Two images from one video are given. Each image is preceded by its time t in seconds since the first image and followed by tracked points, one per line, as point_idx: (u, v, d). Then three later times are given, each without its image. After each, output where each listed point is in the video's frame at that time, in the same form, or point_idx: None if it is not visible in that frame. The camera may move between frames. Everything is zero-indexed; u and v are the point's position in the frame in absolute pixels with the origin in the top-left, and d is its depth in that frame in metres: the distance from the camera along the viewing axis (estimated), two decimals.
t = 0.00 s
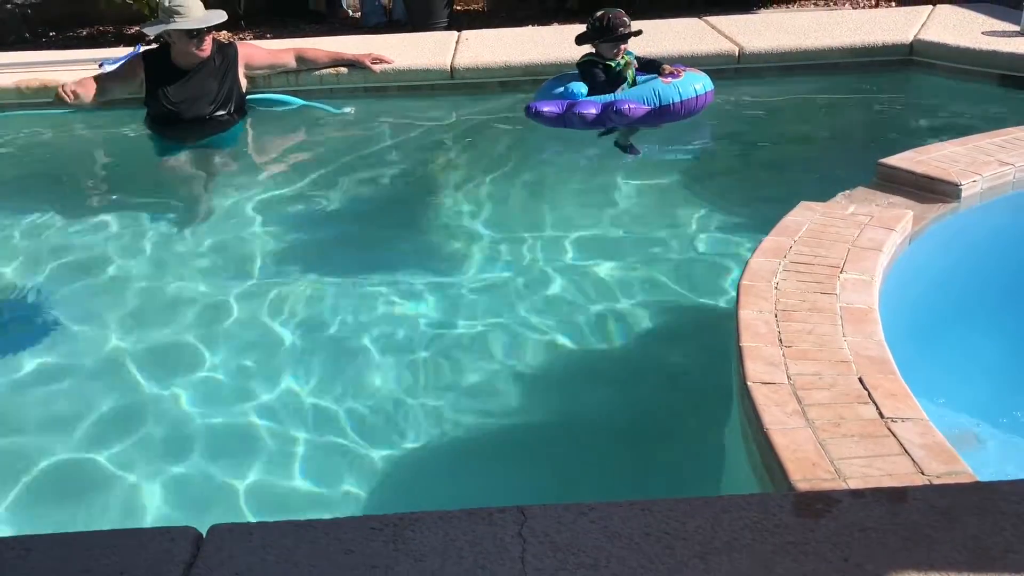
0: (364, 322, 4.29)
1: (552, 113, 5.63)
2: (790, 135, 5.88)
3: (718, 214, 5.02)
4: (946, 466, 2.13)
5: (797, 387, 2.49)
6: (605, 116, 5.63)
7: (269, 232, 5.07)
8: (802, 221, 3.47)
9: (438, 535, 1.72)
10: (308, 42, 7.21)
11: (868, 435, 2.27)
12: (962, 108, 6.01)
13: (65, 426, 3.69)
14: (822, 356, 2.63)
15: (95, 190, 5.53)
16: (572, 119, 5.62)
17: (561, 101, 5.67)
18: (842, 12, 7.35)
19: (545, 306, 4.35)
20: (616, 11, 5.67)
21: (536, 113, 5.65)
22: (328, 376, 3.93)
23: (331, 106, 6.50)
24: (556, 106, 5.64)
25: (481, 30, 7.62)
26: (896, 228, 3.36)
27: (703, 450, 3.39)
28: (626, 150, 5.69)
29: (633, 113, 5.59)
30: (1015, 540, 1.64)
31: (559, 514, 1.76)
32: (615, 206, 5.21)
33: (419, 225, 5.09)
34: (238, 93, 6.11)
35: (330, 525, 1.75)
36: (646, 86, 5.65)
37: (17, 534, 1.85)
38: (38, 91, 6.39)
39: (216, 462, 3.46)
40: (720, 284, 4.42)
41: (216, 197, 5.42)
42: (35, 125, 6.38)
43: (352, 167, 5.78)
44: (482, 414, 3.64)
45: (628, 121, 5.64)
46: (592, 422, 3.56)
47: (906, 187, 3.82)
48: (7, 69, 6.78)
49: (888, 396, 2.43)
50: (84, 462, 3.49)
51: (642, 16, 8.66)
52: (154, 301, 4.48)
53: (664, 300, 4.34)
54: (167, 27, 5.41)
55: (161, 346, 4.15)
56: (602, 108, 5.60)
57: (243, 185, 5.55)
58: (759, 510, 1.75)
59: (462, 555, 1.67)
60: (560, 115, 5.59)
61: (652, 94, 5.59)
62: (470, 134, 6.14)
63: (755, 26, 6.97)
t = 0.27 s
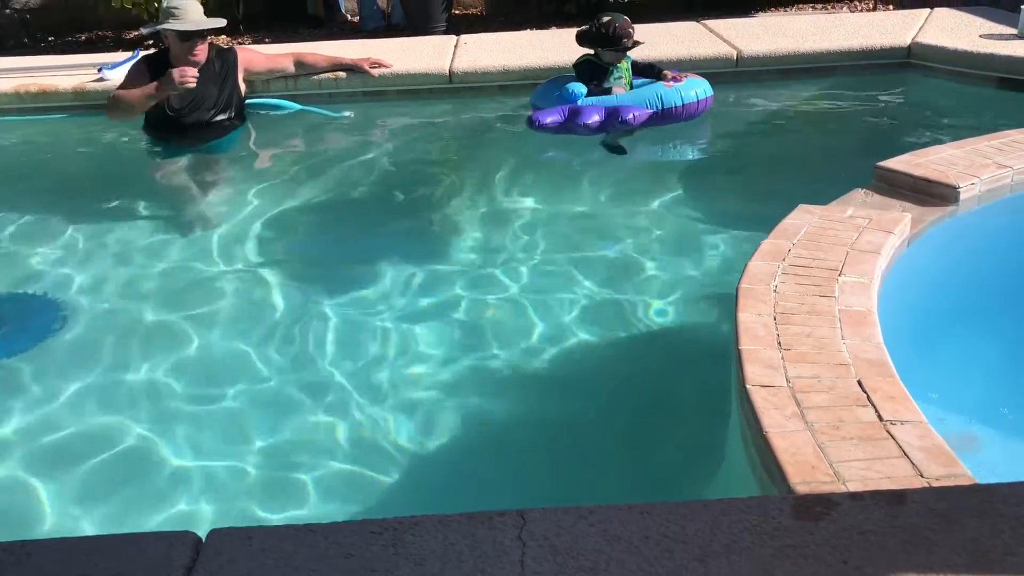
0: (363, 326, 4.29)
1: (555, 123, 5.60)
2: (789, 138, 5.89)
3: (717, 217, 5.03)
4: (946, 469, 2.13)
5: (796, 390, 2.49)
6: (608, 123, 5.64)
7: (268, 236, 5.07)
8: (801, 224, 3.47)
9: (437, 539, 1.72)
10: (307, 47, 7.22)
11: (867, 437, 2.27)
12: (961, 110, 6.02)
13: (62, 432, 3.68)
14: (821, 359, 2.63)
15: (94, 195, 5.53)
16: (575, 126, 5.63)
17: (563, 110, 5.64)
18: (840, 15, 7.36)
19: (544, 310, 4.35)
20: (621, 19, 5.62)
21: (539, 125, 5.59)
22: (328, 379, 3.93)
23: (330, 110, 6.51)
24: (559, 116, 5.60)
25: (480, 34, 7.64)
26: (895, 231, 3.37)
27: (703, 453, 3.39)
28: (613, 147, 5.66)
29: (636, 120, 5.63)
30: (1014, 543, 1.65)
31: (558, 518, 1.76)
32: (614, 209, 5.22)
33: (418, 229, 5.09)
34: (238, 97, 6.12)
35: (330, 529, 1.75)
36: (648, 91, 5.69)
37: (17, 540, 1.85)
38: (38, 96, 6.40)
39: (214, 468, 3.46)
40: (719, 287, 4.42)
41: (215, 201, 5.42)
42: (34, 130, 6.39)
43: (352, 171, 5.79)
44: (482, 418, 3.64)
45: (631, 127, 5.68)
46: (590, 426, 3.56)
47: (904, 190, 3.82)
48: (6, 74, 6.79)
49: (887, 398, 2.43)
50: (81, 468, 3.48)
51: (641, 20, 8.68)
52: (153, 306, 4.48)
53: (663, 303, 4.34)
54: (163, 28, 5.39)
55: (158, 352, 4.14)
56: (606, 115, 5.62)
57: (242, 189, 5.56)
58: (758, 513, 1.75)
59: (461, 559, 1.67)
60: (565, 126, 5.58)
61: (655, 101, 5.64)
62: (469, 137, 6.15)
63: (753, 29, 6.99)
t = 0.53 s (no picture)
0: (362, 330, 4.28)
1: (549, 122, 5.60)
2: (787, 141, 5.89)
3: (715, 220, 5.03)
4: (944, 471, 2.13)
5: (795, 393, 2.49)
6: (602, 125, 5.62)
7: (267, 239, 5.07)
8: (798, 227, 3.48)
9: (436, 543, 1.72)
10: (306, 50, 7.23)
11: (866, 440, 2.27)
12: (958, 114, 6.02)
13: (58, 438, 3.66)
14: (819, 361, 2.63)
15: (93, 199, 5.54)
16: (569, 128, 5.61)
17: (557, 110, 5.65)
18: (838, 19, 7.37)
19: (543, 313, 4.35)
20: (624, 28, 5.59)
21: (532, 122, 5.60)
22: (326, 383, 3.93)
23: (328, 114, 6.51)
24: (553, 115, 5.60)
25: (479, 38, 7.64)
26: (893, 234, 3.37)
27: (702, 455, 3.39)
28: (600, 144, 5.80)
29: (630, 122, 5.60)
30: (1012, 545, 1.65)
31: (557, 521, 1.76)
32: (612, 212, 5.22)
33: (417, 233, 5.09)
34: (239, 102, 6.13)
35: (329, 533, 1.75)
36: (642, 94, 5.68)
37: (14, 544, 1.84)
38: (36, 100, 6.39)
39: (212, 474, 3.44)
40: (717, 290, 4.42)
41: (214, 204, 5.42)
42: (33, 134, 6.39)
43: (350, 175, 5.79)
44: (481, 421, 3.64)
45: (624, 129, 5.65)
46: (589, 430, 3.55)
47: (902, 194, 3.82)
48: (6, 79, 6.79)
49: (885, 401, 2.44)
50: (76, 475, 3.46)
51: (639, 24, 8.69)
52: (150, 310, 4.48)
53: (661, 306, 4.34)
54: (163, 27, 5.39)
55: (154, 358, 4.12)
56: (599, 116, 5.58)
57: (241, 193, 5.56)
58: (757, 516, 1.75)
59: (460, 563, 1.67)
60: (558, 124, 5.57)
61: (649, 103, 5.63)
62: (467, 141, 6.15)
63: (751, 33, 7.00)
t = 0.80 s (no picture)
0: (360, 333, 4.28)
1: (549, 126, 5.67)
2: (785, 145, 5.90)
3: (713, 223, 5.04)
4: (941, 474, 2.14)
5: (792, 396, 2.49)
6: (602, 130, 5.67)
7: (265, 242, 5.07)
8: (796, 230, 3.48)
9: (435, 546, 1.72)
10: (304, 53, 7.23)
11: (863, 443, 2.28)
12: (956, 118, 6.03)
13: (54, 442, 3.64)
14: (817, 364, 2.64)
15: (91, 202, 5.53)
16: (570, 131, 5.68)
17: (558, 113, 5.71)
18: (836, 22, 7.39)
19: (541, 316, 4.36)
20: (621, 31, 5.62)
21: (533, 125, 5.68)
22: (325, 386, 3.93)
23: (327, 117, 6.52)
24: (554, 119, 5.66)
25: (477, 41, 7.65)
26: (890, 237, 3.38)
27: (700, 459, 3.39)
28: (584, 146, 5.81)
29: (630, 126, 5.65)
30: (1009, 548, 1.65)
31: (555, 524, 1.76)
32: (610, 216, 5.22)
33: (415, 236, 5.10)
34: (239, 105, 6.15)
35: (327, 536, 1.75)
36: (643, 98, 5.71)
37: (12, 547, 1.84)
38: (35, 103, 6.39)
39: (208, 479, 3.43)
40: (715, 293, 4.43)
41: (212, 207, 5.42)
42: (31, 136, 6.39)
43: (349, 178, 5.80)
44: (479, 424, 3.64)
45: (624, 133, 5.70)
46: (588, 434, 3.55)
47: (899, 197, 3.83)
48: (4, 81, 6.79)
49: (882, 404, 2.44)
50: (73, 480, 3.44)
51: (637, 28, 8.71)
52: (147, 313, 4.47)
53: (659, 310, 4.34)
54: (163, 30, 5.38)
55: (151, 362, 4.11)
56: (600, 120, 5.65)
57: (239, 196, 5.56)
58: (755, 519, 1.75)
59: (458, 566, 1.67)
60: (558, 128, 5.63)
61: (650, 107, 5.65)
62: (465, 144, 6.15)
63: (749, 36, 7.01)
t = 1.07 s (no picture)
0: (358, 336, 4.28)
1: (551, 128, 5.61)
2: (782, 148, 5.91)
3: (711, 227, 5.04)
4: (939, 478, 2.14)
5: (790, 399, 2.49)
6: (604, 132, 5.61)
7: (262, 245, 5.07)
8: (794, 234, 3.48)
9: (431, 549, 1.71)
10: (302, 56, 7.23)
11: (861, 447, 2.28)
12: (953, 121, 6.04)
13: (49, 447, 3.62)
14: (814, 368, 2.64)
15: (89, 204, 5.53)
16: (571, 135, 5.61)
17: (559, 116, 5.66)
18: (833, 26, 7.40)
19: (539, 320, 4.35)
20: (616, 34, 5.62)
21: (534, 128, 5.61)
22: (322, 389, 3.92)
23: (325, 119, 6.52)
24: (555, 121, 5.62)
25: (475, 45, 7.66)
26: (887, 241, 3.38)
27: (697, 462, 3.39)
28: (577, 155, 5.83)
29: (632, 128, 5.59)
30: (1007, 552, 1.65)
31: (552, 527, 1.76)
32: (608, 219, 5.23)
33: (413, 239, 5.10)
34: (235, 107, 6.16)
35: (324, 539, 1.75)
36: (643, 100, 5.67)
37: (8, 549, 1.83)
38: (33, 105, 6.39)
39: (205, 482, 3.43)
40: (712, 297, 4.43)
41: (209, 210, 5.41)
42: (29, 138, 6.38)
43: (346, 181, 5.80)
44: (476, 427, 3.64)
45: (627, 135, 5.64)
46: (586, 437, 3.55)
47: (897, 200, 3.84)
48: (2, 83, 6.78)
49: (880, 408, 2.44)
50: (68, 485, 3.42)
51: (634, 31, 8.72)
52: (144, 316, 4.47)
53: (657, 313, 4.34)
54: (161, 32, 5.36)
55: (147, 366, 4.10)
56: (601, 122, 5.59)
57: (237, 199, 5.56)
58: (752, 522, 1.75)
59: (455, 569, 1.67)
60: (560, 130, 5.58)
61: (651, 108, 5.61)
62: (463, 147, 6.16)
63: (747, 40, 7.02)
